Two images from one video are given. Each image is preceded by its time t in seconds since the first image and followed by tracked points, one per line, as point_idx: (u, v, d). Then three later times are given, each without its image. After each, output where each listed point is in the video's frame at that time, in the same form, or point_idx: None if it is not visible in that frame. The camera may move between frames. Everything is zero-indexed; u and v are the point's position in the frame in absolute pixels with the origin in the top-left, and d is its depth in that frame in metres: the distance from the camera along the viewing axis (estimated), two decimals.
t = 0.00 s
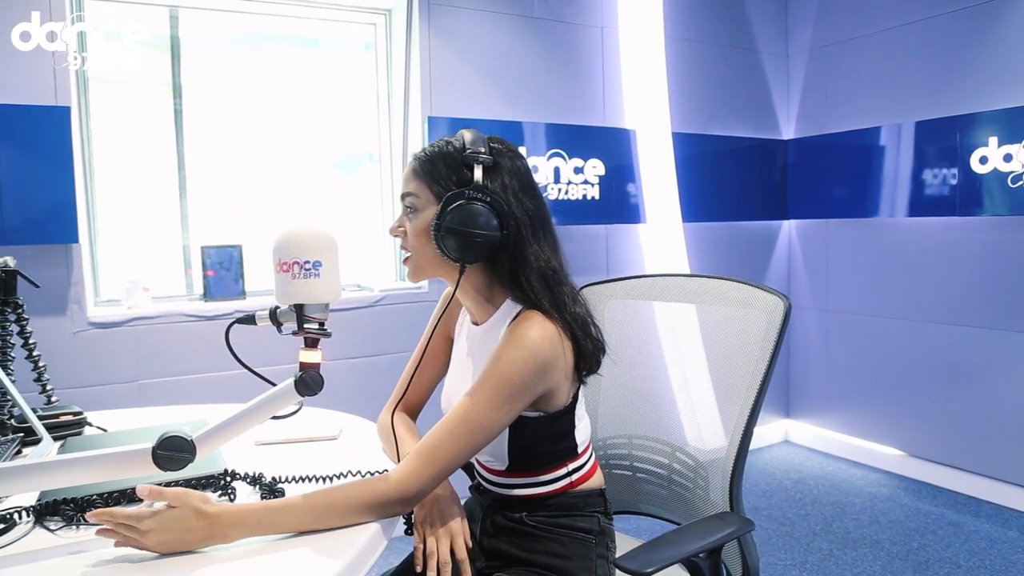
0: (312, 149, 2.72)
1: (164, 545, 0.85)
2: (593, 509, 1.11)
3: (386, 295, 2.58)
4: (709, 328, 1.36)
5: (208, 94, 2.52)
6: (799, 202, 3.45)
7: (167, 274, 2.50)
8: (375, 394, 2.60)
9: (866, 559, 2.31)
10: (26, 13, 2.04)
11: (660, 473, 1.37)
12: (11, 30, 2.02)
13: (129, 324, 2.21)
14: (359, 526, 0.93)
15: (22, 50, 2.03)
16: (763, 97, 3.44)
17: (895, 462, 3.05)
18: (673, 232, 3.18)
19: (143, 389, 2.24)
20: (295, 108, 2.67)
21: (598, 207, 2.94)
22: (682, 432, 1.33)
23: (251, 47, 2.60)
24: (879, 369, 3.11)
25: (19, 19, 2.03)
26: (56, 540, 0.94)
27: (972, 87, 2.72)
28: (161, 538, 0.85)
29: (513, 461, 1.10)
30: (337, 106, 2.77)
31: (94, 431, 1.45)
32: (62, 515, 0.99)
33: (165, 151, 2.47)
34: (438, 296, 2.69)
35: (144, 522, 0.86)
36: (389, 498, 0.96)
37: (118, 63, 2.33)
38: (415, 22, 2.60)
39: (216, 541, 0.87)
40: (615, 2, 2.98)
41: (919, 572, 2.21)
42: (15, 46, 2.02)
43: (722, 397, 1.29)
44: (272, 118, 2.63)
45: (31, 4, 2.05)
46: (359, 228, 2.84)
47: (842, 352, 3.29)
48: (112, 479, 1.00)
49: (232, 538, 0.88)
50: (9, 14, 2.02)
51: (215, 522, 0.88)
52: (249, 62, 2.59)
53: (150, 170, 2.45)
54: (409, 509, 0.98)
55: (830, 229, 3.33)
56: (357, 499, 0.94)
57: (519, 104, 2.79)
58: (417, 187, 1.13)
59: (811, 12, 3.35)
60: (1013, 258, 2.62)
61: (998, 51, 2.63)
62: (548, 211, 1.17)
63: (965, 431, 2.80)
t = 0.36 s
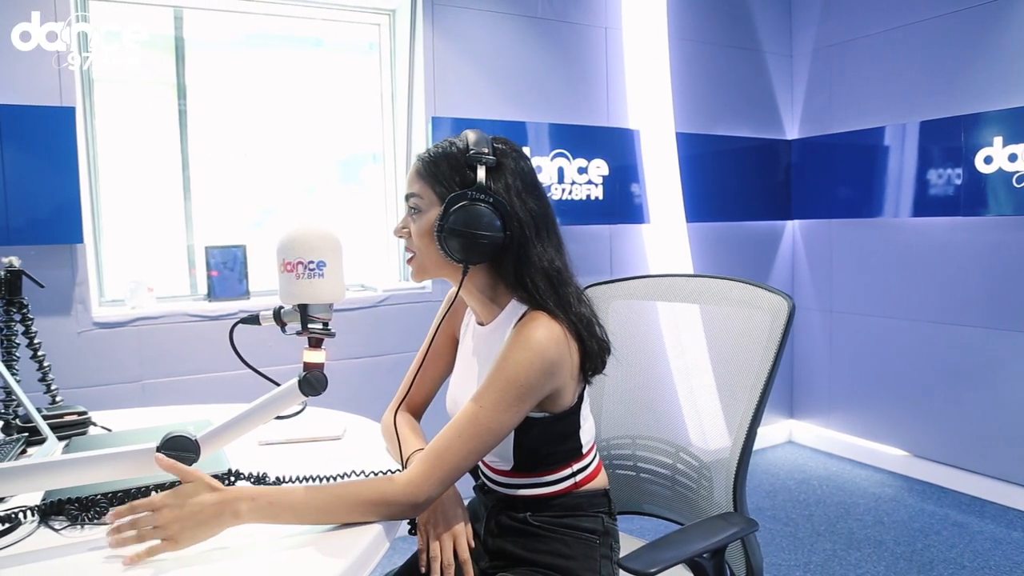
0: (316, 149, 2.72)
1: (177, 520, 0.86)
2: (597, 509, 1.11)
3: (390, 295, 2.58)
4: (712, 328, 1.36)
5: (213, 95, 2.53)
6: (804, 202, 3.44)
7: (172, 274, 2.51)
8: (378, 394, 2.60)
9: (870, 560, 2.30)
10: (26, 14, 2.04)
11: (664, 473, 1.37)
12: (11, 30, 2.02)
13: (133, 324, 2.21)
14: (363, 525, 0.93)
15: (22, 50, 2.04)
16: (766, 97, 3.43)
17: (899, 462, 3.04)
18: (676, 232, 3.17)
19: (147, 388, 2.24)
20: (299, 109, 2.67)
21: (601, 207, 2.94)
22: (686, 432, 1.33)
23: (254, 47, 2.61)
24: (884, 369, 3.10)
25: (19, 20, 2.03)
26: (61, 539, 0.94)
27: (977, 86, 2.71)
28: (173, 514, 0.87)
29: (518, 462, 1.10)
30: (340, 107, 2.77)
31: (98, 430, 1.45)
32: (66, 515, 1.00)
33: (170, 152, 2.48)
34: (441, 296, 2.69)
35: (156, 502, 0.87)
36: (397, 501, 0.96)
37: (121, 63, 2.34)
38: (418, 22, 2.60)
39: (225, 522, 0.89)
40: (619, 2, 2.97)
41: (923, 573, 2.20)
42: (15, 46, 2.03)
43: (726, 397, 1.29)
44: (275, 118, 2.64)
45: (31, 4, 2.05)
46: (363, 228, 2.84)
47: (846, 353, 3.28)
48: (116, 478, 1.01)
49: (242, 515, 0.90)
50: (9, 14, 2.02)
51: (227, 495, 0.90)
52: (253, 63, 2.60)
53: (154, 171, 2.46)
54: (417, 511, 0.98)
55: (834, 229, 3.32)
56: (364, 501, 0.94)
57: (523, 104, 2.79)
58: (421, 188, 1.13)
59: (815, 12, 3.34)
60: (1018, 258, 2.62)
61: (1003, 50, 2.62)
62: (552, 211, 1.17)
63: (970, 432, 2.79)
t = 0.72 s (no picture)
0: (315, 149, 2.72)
1: (175, 523, 0.88)
2: (599, 510, 1.11)
3: (389, 295, 2.58)
4: (713, 329, 1.35)
5: (212, 94, 2.52)
6: (802, 203, 3.45)
7: (170, 274, 2.50)
8: (377, 395, 2.60)
9: (869, 560, 2.30)
10: (25, 13, 2.04)
11: (664, 473, 1.36)
12: (11, 30, 2.02)
13: (132, 324, 2.21)
14: (365, 527, 0.93)
15: (22, 50, 2.03)
16: (766, 98, 3.43)
17: (897, 463, 3.04)
18: (676, 232, 3.18)
19: (146, 389, 2.24)
20: (298, 109, 2.67)
21: (600, 208, 2.94)
22: (687, 434, 1.33)
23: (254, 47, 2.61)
24: (882, 370, 3.11)
25: (19, 19, 2.02)
26: (60, 540, 0.94)
27: (976, 87, 2.72)
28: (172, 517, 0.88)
29: (520, 464, 1.10)
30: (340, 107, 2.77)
31: (97, 431, 1.45)
32: (66, 516, 0.99)
33: (169, 152, 2.48)
34: (440, 297, 2.69)
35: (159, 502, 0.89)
36: (399, 501, 0.96)
37: (120, 63, 2.34)
38: (418, 22, 2.60)
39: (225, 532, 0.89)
40: (618, 3, 2.98)
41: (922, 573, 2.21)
42: (15, 47, 2.02)
43: (727, 398, 1.29)
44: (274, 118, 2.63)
45: (31, 4, 2.04)
46: (362, 228, 2.84)
47: (845, 353, 3.28)
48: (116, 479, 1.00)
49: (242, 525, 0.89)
50: (8, 13, 2.01)
51: (224, 506, 0.89)
52: (252, 63, 2.59)
53: (153, 171, 2.46)
54: (418, 511, 0.98)
55: (833, 229, 3.32)
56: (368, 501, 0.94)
57: (522, 104, 2.79)
58: (421, 188, 1.13)
59: (814, 12, 3.34)
60: (1017, 258, 2.62)
61: (1002, 51, 2.62)
62: (553, 211, 1.16)
63: (969, 433, 2.79)
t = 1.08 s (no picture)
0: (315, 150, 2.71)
1: (165, 549, 0.84)
2: (603, 513, 1.10)
3: (389, 297, 2.57)
4: (717, 330, 1.35)
5: (211, 95, 2.51)
6: (802, 205, 3.45)
7: (169, 276, 2.49)
8: (378, 396, 2.59)
9: (870, 562, 2.30)
10: (25, 13, 2.03)
11: (668, 476, 1.36)
12: (11, 30, 2.01)
13: (131, 325, 2.20)
14: (369, 531, 0.93)
15: (21, 50, 2.02)
16: (766, 100, 3.44)
17: (897, 465, 3.04)
18: (676, 233, 3.17)
19: (145, 390, 2.23)
20: (298, 109, 2.66)
21: (600, 209, 2.94)
22: (691, 436, 1.33)
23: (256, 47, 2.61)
24: (882, 371, 3.11)
25: (19, 20, 2.01)
26: (62, 544, 0.93)
27: (976, 89, 2.72)
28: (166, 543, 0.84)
29: (524, 467, 1.10)
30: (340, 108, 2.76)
31: (97, 433, 1.45)
32: (68, 519, 0.99)
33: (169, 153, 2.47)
34: (440, 298, 2.68)
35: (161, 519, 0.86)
36: (399, 500, 0.95)
37: (119, 63, 2.33)
38: (419, 23, 2.59)
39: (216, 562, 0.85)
40: (618, 4, 2.97)
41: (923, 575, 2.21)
42: (15, 47, 2.01)
43: (732, 401, 1.28)
44: (274, 118, 2.63)
45: (31, 4, 2.03)
46: (362, 229, 2.83)
47: (845, 355, 3.28)
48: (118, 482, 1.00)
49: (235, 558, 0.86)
50: (8, 13, 2.00)
51: (222, 544, 0.85)
52: (252, 63, 2.58)
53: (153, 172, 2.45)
54: (418, 512, 0.97)
55: (833, 230, 3.33)
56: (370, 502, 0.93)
57: (523, 105, 2.78)
58: (413, 194, 1.12)
59: (814, 14, 3.34)
60: (1017, 260, 2.62)
61: (1003, 53, 2.63)
62: (547, 213, 1.16)
63: (968, 434, 2.79)
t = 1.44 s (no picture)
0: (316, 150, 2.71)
1: (185, 526, 0.80)
2: (610, 515, 1.10)
3: (390, 298, 2.56)
4: (724, 332, 1.34)
5: (212, 95, 2.51)
6: (803, 206, 3.45)
7: (170, 276, 2.48)
8: (379, 398, 2.58)
9: (872, 564, 2.30)
10: (25, 13, 2.02)
11: (674, 477, 1.35)
12: (11, 30, 2.00)
13: (131, 326, 2.19)
14: (377, 533, 0.92)
15: (21, 50, 2.01)
16: (767, 101, 3.44)
17: (899, 466, 3.04)
18: (678, 235, 3.17)
19: (146, 391, 2.22)
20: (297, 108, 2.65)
21: (602, 211, 2.93)
22: (697, 439, 1.32)
23: (257, 48, 2.60)
24: (884, 373, 3.10)
25: (19, 20, 2.01)
26: (66, 546, 0.92)
27: (978, 90, 2.71)
28: (181, 519, 0.80)
29: (531, 468, 1.09)
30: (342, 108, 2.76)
31: (99, 434, 1.44)
32: (71, 522, 0.98)
33: (170, 153, 2.47)
34: (442, 299, 2.67)
35: (161, 494, 0.80)
36: (408, 508, 0.94)
37: (120, 63, 2.32)
38: (421, 23, 2.59)
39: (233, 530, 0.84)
40: (620, 5, 2.97)
41: None
42: (15, 47, 2.00)
43: (738, 403, 1.28)
44: (275, 119, 2.62)
45: (32, 4, 2.03)
46: (363, 230, 2.83)
47: (846, 356, 3.28)
48: (122, 485, 0.99)
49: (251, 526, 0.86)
50: (8, 13, 1.99)
51: (235, 506, 0.85)
52: (253, 63, 2.58)
53: (154, 172, 2.44)
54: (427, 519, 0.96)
55: (834, 232, 3.32)
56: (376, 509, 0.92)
57: (524, 105, 2.78)
58: (427, 194, 1.10)
59: (816, 15, 3.34)
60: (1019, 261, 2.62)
61: (1004, 54, 2.62)
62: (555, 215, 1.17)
63: (971, 436, 2.79)
